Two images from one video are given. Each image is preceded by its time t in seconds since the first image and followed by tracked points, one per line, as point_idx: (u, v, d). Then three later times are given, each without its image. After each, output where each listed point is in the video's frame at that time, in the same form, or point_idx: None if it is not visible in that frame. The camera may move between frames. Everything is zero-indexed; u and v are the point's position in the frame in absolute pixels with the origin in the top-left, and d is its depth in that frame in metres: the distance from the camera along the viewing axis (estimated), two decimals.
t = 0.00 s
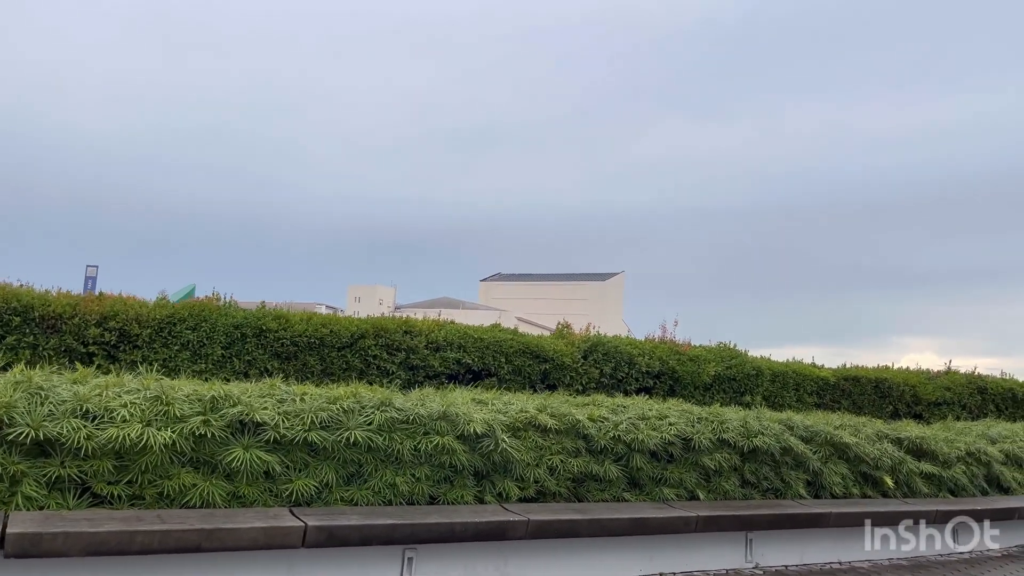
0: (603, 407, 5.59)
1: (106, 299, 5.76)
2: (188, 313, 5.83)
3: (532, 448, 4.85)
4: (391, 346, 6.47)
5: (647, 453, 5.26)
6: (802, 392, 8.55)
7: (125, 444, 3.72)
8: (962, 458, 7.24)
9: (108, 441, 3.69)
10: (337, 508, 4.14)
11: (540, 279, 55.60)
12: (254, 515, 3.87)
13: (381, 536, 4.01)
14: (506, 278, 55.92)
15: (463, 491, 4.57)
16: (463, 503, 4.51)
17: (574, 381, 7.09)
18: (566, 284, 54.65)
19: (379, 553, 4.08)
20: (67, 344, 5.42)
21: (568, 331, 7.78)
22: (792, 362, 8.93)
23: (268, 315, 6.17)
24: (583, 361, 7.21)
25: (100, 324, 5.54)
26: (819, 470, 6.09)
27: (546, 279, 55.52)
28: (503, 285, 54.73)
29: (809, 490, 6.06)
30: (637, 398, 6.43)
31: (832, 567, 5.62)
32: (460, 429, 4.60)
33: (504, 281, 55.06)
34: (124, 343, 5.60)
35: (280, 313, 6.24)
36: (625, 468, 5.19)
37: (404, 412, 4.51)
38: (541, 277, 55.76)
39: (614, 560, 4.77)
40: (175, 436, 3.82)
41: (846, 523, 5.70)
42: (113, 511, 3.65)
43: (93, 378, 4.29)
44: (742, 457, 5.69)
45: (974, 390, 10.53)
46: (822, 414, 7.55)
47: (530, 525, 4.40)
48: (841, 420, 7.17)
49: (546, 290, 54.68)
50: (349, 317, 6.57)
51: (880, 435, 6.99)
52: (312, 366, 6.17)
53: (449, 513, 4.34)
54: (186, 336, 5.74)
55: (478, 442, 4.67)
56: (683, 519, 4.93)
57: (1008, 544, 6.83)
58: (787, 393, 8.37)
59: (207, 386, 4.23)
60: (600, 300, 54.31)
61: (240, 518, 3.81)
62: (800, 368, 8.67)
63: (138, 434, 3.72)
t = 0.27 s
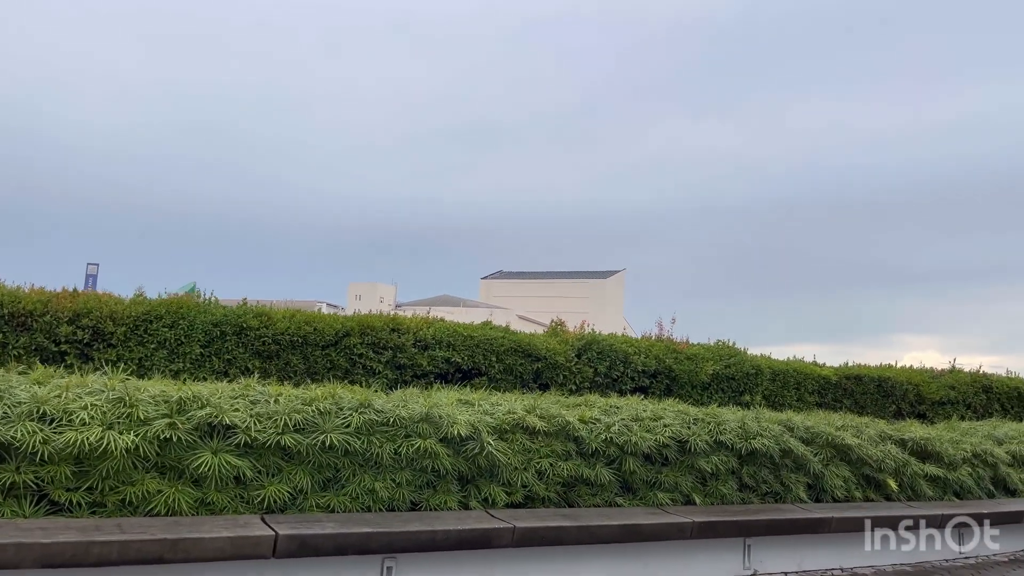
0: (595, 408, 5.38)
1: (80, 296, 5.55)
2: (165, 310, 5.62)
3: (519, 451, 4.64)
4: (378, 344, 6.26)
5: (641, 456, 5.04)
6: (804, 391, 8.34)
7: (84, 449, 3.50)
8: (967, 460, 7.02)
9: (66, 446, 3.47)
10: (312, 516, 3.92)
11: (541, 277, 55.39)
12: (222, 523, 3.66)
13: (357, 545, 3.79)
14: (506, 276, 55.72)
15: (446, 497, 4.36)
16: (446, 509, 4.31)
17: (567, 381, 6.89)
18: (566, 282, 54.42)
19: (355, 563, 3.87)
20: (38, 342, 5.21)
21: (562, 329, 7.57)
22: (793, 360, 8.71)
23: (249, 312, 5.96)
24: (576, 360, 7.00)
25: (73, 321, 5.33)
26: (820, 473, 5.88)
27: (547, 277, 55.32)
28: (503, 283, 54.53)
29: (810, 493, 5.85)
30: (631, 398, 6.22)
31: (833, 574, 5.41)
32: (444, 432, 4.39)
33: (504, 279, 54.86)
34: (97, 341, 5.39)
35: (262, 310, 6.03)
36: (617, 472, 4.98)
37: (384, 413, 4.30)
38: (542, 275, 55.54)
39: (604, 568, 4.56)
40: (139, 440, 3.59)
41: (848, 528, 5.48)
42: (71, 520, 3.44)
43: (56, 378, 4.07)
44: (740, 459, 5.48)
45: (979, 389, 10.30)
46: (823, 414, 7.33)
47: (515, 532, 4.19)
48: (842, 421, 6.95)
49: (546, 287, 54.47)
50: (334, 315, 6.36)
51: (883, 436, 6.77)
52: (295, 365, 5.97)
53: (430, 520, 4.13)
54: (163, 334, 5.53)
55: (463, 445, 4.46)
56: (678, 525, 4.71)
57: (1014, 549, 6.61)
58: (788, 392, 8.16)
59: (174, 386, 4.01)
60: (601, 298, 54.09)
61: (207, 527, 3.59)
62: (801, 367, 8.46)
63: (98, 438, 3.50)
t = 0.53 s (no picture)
0: (587, 404, 5.19)
1: (56, 289, 5.36)
2: (143, 304, 5.44)
3: (507, 449, 4.45)
4: (365, 339, 6.08)
5: (635, 454, 4.85)
6: (805, 387, 8.13)
7: (43, 447, 3.31)
8: (974, 458, 6.81)
9: (23, 444, 3.29)
10: (287, 517, 3.74)
11: (543, 274, 55.19)
12: (191, 525, 3.47)
13: (333, 549, 3.60)
14: (508, 273, 55.52)
15: (430, 497, 4.17)
16: (429, 510, 4.12)
17: (562, 376, 6.70)
18: (568, 279, 54.20)
19: (332, 567, 3.68)
20: (10, 337, 5.03)
21: (557, 324, 7.38)
22: (795, 356, 8.51)
23: (231, 306, 5.78)
24: (571, 355, 6.81)
25: (47, 315, 5.15)
26: (822, 472, 5.68)
27: (549, 274, 55.11)
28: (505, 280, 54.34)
29: (811, 492, 5.65)
30: (626, 394, 6.03)
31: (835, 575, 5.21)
32: (427, 429, 4.21)
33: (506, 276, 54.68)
34: (73, 336, 5.21)
35: (245, 304, 5.85)
36: (610, 470, 4.79)
37: (364, 410, 4.12)
38: (544, 273, 55.32)
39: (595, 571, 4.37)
40: (101, 437, 3.41)
41: (851, 529, 5.28)
42: (28, 523, 3.25)
43: (19, 373, 3.89)
44: (739, 457, 5.28)
45: (986, 386, 10.08)
46: (825, 411, 7.13)
47: (501, 534, 4.00)
48: (845, 418, 6.75)
49: (549, 285, 54.26)
50: (320, 309, 6.17)
51: (887, 433, 6.56)
52: (279, 361, 5.79)
53: (412, 522, 3.94)
54: (141, 329, 5.35)
55: (447, 443, 4.27)
56: (673, 526, 4.52)
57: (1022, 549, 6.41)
58: (789, 388, 7.95)
59: (142, 381, 3.82)
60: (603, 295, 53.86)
61: (174, 529, 3.41)
62: (803, 362, 8.26)
63: (58, 435, 3.32)
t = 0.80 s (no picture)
0: (582, 400, 4.99)
1: (34, 284, 5.20)
2: (125, 299, 5.27)
3: (497, 448, 4.26)
4: (355, 334, 5.89)
5: (631, 452, 4.65)
6: (813, 382, 7.90)
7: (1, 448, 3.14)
8: (988, 455, 6.57)
9: None
10: (262, 520, 3.56)
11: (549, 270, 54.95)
12: (158, 529, 3.29)
13: (309, 554, 3.41)
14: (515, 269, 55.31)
15: (415, 498, 3.98)
16: (414, 512, 3.93)
17: (559, 372, 6.49)
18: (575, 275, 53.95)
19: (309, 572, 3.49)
20: None
21: (556, 318, 7.17)
22: (802, 350, 8.28)
23: (216, 301, 5.60)
24: (569, 350, 6.60)
25: (24, 311, 4.99)
26: (829, 470, 5.46)
27: (556, 270, 54.87)
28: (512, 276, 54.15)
29: (817, 491, 5.43)
30: (625, 389, 5.82)
31: None
32: (411, 427, 4.02)
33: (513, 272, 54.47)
34: (51, 332, 5.04)
35: (230, 298, 5.67)
36: (606, 469, 4.58)
37: (344, 408, 3.93)
38: (550, 268, 55.08)
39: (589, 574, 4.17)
40: (63, 437, 3.23)
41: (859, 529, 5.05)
42: None
43: None
44: (741, 455, 5.07)
45: (999, 380, 9.81)
46: (832, 406, 6.89)
47: (489, 538, 3.80)
48: (853, 413, 6.52)
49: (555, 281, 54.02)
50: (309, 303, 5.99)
51: (896, 429, 6.32)
52: (266, 357, 5.61)
53: (394, 525, 3.75)
54: (122, 325, 5.19)
55: (433, 441, 4.08)
56: (671, 528, 4.31)
57: None
58: (796, 383, 7.72)
59: (110, 378, 3.65)
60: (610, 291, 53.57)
61: (139, 534, 3.23)
62: (810, 357, 8.02)
63: (16, 435, 3.15)
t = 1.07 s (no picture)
0: (581, 395, 4.77)
1: (13, 279, 5.03)
2: (106, 293, 5.09)
3: (489, 446, 4.04)
4: (347, 329, 5.69)
5: (632, 449, 4.42)
6: (824, 375, 7.64)
7: None
8: (1008, 450, 6.29)
9: None
10: (238, 524, 3.35)
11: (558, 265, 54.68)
12: (124, 535, 3.10)
13: (285, 560, 3.21)
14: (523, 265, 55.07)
15: (402, 500, 3.77)
16: (401, 514, 3.72)
17: (560, 366, 6.27)
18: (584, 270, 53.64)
19: None
20: None
21: (557, 311, 6.95)
22: (812, 342, 8.01)
23: (202, 295, 5.41)
24: (570, 343, 6.38)
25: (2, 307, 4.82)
26: (842, 466, 5.21)
27: (564, 265, 54.59)
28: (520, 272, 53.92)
29: (829, 488, 5.18)
30: (627, 384, 5.59)
31: None
32: (397, 425, 3.80)
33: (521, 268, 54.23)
34: (29, 328, 4.87)
35: (217, 292, 5.49)
36: (605, 467, 4.36)
37: (326, 405, 3.73)
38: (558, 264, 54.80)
39: None
40: (22, 438, 3.04)
41: (873, 528, 4.81)
42: None
43: None
44: (748, 452, 4.83)
45: (1018, 371, 9.49)
46: (844, 400, 6.63)
47: (479, 541, 3.59)
48: (866, 407, 6.26)
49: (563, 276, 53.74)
50: (300, 297, 5.79)
51: (911, 423, 6.06)
52: (254, 353, 5.42)
53: (379, 528, 3.54)
54: (103, 320, 5.01)
55: (421, 440, 3.87)
56: (674, 529, 4.08)
57: None
58: (807, 377, 7.46)
59: (76, 375, 3.46)
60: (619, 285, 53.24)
61: (104, 540, 3.04)
62: (822, 349, 7.76)
63: None
